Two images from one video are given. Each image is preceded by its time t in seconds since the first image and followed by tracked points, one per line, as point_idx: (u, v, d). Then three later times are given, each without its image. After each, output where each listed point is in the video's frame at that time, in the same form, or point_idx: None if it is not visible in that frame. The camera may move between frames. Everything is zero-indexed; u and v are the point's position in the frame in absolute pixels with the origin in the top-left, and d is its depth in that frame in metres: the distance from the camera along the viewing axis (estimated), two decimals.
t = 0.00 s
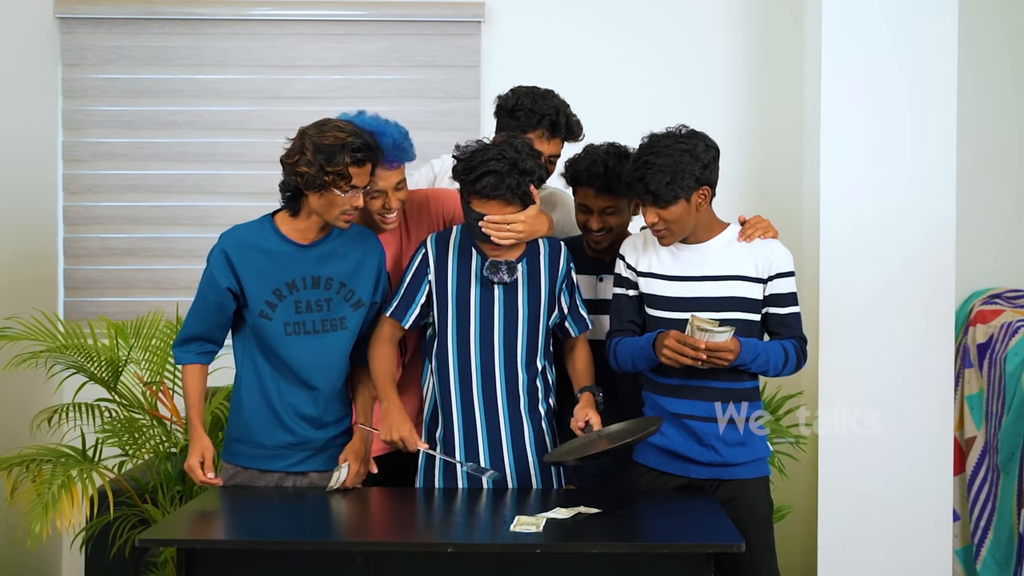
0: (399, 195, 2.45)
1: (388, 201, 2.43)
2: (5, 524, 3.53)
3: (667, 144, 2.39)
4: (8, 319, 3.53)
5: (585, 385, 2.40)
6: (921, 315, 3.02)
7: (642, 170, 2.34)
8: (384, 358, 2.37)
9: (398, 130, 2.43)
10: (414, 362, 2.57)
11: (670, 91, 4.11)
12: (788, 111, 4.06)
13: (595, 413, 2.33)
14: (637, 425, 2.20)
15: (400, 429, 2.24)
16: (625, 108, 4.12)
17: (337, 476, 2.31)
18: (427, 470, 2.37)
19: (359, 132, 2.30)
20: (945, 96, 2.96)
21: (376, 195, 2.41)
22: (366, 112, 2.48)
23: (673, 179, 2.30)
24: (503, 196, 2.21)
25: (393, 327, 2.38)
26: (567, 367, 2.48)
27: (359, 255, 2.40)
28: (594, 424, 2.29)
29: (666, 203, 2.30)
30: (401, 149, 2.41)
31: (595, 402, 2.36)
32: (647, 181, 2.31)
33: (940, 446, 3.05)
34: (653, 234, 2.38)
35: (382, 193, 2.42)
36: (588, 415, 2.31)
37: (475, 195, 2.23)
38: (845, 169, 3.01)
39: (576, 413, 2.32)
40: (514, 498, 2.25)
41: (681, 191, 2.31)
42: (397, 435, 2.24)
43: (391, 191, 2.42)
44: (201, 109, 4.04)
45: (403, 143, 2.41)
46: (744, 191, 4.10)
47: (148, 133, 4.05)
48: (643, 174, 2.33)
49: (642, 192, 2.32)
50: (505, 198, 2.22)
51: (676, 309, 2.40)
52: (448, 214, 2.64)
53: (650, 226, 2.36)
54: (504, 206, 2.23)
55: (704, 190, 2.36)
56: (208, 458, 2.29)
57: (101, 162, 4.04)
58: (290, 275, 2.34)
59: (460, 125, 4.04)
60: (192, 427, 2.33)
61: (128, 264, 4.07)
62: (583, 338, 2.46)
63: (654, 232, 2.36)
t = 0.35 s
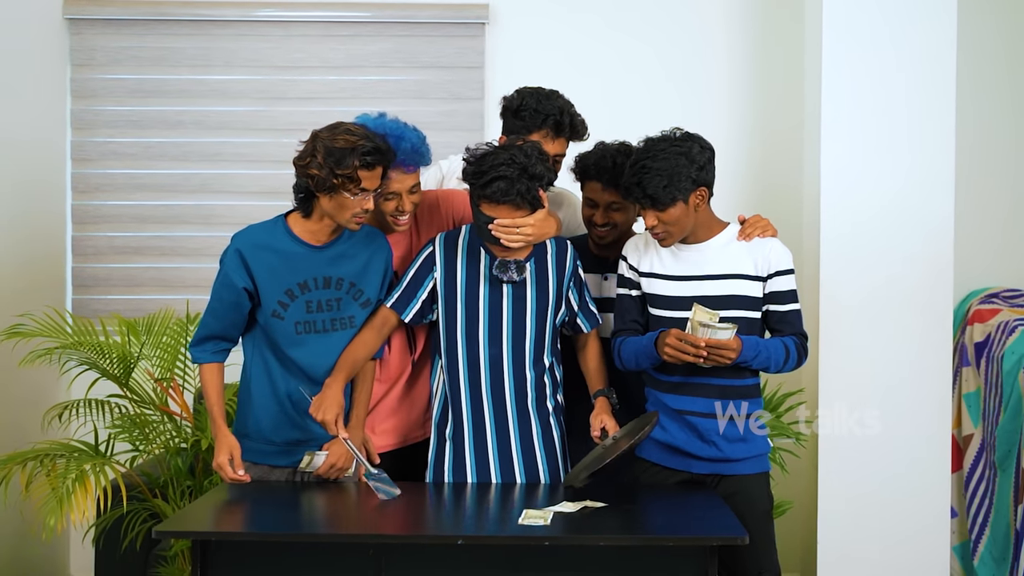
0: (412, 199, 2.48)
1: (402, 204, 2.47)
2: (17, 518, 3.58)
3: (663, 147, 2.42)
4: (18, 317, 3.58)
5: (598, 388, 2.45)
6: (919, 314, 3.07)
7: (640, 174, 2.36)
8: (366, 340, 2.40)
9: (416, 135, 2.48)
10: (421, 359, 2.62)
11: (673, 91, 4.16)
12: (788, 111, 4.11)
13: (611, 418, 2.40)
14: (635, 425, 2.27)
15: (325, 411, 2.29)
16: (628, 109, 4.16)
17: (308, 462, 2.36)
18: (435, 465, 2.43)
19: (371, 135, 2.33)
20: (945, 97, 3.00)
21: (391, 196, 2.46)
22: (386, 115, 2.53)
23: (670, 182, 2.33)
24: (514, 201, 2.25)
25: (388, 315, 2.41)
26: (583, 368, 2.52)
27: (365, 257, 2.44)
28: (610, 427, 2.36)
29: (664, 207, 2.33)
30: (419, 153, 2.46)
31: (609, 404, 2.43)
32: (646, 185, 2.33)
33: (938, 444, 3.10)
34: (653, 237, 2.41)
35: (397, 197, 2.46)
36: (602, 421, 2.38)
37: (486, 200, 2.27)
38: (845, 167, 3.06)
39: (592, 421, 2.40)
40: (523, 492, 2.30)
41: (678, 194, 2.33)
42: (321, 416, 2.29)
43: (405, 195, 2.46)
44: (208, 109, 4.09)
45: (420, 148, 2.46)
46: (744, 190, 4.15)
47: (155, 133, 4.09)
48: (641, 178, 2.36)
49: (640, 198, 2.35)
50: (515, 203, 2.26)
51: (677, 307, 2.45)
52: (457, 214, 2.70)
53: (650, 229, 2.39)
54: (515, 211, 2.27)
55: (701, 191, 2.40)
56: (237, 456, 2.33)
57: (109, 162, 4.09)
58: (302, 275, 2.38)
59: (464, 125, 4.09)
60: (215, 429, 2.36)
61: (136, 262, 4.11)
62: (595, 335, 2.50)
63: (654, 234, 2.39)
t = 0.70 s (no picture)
0: (413, 199, 2.50)
1: (403, 204, 2.49)
2: (21, 516, 3.60)
3: (659, 150, 2.42)
4: (22, 316, 3.59)
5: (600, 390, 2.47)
6: (918, 313, 3.09)
7: (638, 179, 2.37)
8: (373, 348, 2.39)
9: (418, 136, 2.48)
10: (422, 358, 2.63)
11: (674, 91, 4.17)
12: (787, 111, 4.13)
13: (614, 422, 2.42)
14: (648, 436, 2.29)
15: (345, 428, 2.32)
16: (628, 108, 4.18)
17: (314, 464, 2.39)
18: (438, 462, 2.44)
19: (370, 139, 2.33)
20: (943, 96, 3.02)
21: (392, 195, 2.47)
22: (388, 116, 2.53)
23: (666, 186, 2.33)
24: (518, 202, 2.27)
25: (393, 318, 2.41)
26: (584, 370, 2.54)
27: (364, 261, 2.44)
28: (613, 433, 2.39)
29: (661, 212, 2.34)
30: (420, 153, 2.46)
31: (612, 408, 2.45)
32: (643, 190, 2.35)
33: (937, 443, 3.11)
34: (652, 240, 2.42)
35: (398, 195, 2.48)
36: (606, 425, 2.41)
37: (491, 202, 2.28)
38: (845, 165, 3.07)
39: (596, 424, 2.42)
40: (526, 490, 2.32)
41: (675, 198, 2.34)
42: (340, 434, 2.32)
43: (407, 194, 2.48)
44: (210, 109, 4.10)
45: (422, 147, 2.47)
46: (743, 189, 4.16)
47: (158, 132, 4.11)
48: (638, 182, 2.37)
49: (638, 202, 2.36)
50: (520, 204, 2.27)
51: (676, 307, 2.46)
52: (458, 214, 2.71)
53: (649, 232, 2.40)
54: (519, 212, 2.29)
55: (699, 194, 2.40)
56: (238, 458, 2.34)
57: (111, 161, 4.10)
58: (303, 278, 2.38)
59: (465, 125, 4.11)
60: (216, 431, 2.37)
61: (138, 261, 4.12)
62: (597, 335, 2.53)
63: (653, 237, 2.41)
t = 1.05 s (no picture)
0: (416, 198, 2.51)
1: (405, 203, 2.49)
2: (27, 516, 3.60)
3: (666, 151, 2.42)
4: (26, 316, 3.60)
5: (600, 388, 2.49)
6: (919, 313, 3.09)
7: (643, 180, 2.38)
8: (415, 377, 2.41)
9: (420, 136, 2.48)
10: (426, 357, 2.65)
11: (676, 90, 4.18)
12: (789, 110, 4.13)
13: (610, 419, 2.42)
14: (646, 438, 2.26)
15: (426, 456, 2.34)
16: (631, 106, 4.18)
17: (320, 464, 2.40)
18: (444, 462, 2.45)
19: (372, 139, 2.33)
20: (945, 95, 3.03)
21: (395, 196, 2.48)
22: (390, 116, 2.53)
23: (672, 188, 2.34)
24: (525, 204, 2.28)
25: (425, 336, 2.42)
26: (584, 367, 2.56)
27: (369, 261, 2.45)
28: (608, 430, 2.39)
29: (667, 213, 2.35)
30: (422, 153, 2.46)
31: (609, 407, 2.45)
32: (649, 192, 2.35)
33: (939, 442, 3.12)
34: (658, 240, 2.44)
35: (401, 195, 2.48)
36: (602, 421, 2.41)
37: (498, 204, 2.29)
38: (847, 165, 3.08)
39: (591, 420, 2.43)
40: (532, 489, 2.33)
41: (682, 199, 2.34)
42: (423, 464, 2.34)
43: (410, 194, 2.48)
44: (213, 109, 4.11)
45: (424, 147, 2.47)
46: (746, 189, 4.17)
47: (160, 133, 4.11)
48: (644, 184, 2.37)
49: (643, 203, 2.37)
50: (528, 206, 2.29)
51: (678, 306, 2.46)
52: (462, 215, 2.71)
53: (654, 232, 2.41)
54: (526, 213, 2.30)
55: (705, 194, 2.40)
56: (262, 458, 2.36)
57: (114, 162, 4.11)
58: (310, 281, 2.38)
59: (467, 125, 4.11)
60: (236, 430, 2.39)
61: (141, 261, 4.13)
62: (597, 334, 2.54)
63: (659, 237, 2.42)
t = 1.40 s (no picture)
0: (409, 194, 2.51)
1: (399, 200, 2.49)
2: (19, 514, 3.60)
3: (661, 149, 2.42)
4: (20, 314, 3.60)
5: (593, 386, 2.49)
6: (912, 312, 3.09)
7: (640, 178, 2.37)
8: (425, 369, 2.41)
9: (409, 132, 2.50)
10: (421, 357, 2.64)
11: (670, 88, 4.18)
12: (783, 108, 4.13)
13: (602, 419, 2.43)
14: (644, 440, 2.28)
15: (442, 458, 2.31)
16: (626, 104, 4.18)
17: (315, 463, 2.39)
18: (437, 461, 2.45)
19: (368, 154, 2.29)
20: (938, 94, 3.03)
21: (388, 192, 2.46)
22: (375, 113, 2.54)
23: (669, 186, 2.33)
24: (520, 204, 2.27)
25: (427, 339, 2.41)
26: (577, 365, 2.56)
27: (375, 275, 2.45)
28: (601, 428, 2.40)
29: (664, 212, 2.34)
30: (413, 147, 2.48)
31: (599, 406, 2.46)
32: (647, 190, 2.34)
33: (933, 441, 3.13)
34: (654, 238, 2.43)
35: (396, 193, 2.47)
36: (594, 420, 2.41)
37: (493, 203, 2.29)
38: (840, 162, 3.08)
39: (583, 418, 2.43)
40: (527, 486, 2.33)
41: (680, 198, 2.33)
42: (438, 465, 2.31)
43: (403, 189, 2.49)
44: (207, 107, 4.11)
45: (414, 143, 2.49)
46: (740, 187, 4.17)
47: (154, 131, 4.11)
48: (640, 182, 2.36)
49: (639, 202, 2.36)
50: (523, 206, 2.28)
51: (671, 303, 2.46)
52: (457, 213, 2.71)
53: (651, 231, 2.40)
54: (520, 213, 2.29)
55: (701, 192, 2.40)
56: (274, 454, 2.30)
57: (108, 160, 4.10)
58: (336, 306, 2.34)
59: (461, 123, 4.11)
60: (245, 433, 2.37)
61: (135, 260, 4.13)
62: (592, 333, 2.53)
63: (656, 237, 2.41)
